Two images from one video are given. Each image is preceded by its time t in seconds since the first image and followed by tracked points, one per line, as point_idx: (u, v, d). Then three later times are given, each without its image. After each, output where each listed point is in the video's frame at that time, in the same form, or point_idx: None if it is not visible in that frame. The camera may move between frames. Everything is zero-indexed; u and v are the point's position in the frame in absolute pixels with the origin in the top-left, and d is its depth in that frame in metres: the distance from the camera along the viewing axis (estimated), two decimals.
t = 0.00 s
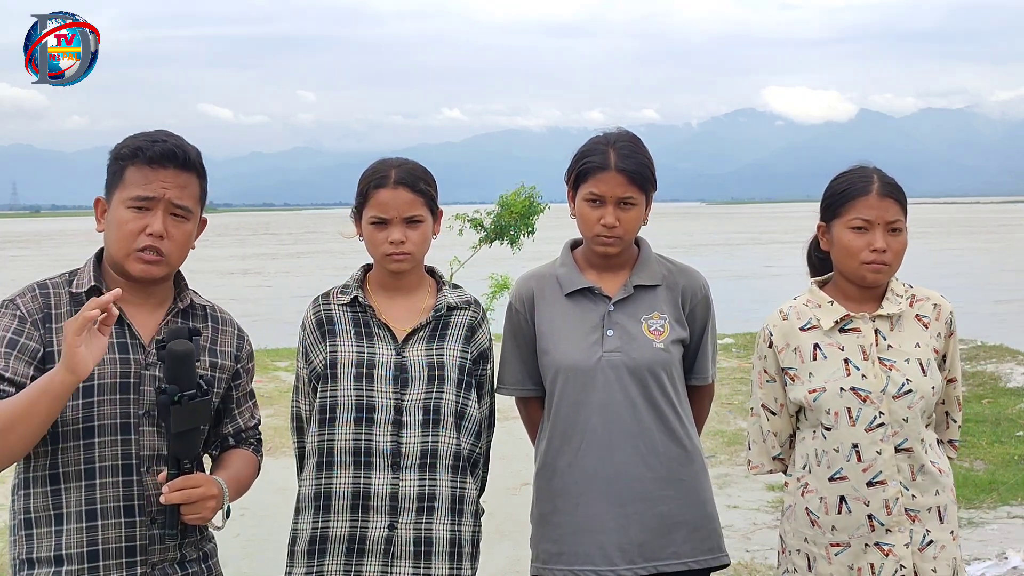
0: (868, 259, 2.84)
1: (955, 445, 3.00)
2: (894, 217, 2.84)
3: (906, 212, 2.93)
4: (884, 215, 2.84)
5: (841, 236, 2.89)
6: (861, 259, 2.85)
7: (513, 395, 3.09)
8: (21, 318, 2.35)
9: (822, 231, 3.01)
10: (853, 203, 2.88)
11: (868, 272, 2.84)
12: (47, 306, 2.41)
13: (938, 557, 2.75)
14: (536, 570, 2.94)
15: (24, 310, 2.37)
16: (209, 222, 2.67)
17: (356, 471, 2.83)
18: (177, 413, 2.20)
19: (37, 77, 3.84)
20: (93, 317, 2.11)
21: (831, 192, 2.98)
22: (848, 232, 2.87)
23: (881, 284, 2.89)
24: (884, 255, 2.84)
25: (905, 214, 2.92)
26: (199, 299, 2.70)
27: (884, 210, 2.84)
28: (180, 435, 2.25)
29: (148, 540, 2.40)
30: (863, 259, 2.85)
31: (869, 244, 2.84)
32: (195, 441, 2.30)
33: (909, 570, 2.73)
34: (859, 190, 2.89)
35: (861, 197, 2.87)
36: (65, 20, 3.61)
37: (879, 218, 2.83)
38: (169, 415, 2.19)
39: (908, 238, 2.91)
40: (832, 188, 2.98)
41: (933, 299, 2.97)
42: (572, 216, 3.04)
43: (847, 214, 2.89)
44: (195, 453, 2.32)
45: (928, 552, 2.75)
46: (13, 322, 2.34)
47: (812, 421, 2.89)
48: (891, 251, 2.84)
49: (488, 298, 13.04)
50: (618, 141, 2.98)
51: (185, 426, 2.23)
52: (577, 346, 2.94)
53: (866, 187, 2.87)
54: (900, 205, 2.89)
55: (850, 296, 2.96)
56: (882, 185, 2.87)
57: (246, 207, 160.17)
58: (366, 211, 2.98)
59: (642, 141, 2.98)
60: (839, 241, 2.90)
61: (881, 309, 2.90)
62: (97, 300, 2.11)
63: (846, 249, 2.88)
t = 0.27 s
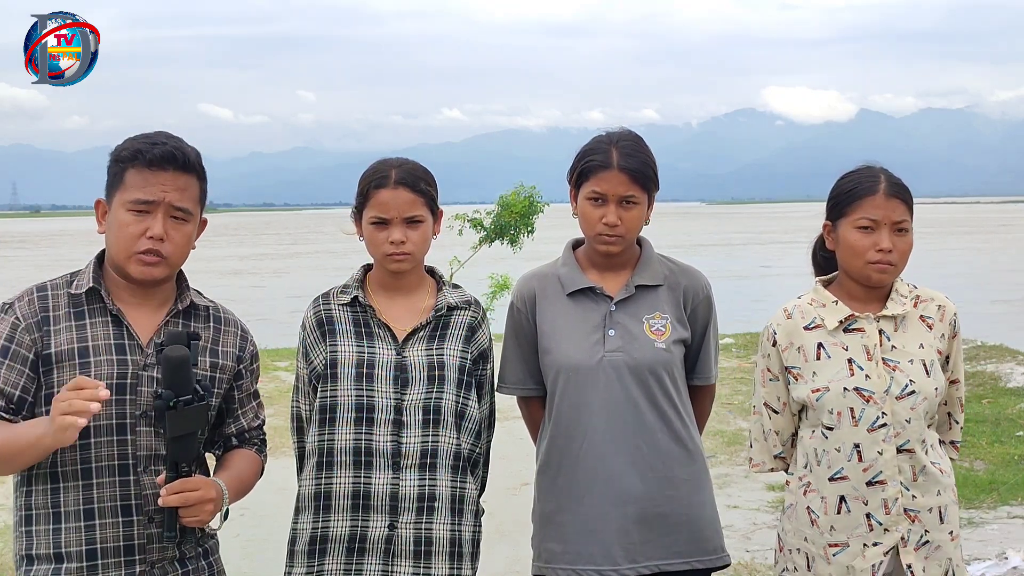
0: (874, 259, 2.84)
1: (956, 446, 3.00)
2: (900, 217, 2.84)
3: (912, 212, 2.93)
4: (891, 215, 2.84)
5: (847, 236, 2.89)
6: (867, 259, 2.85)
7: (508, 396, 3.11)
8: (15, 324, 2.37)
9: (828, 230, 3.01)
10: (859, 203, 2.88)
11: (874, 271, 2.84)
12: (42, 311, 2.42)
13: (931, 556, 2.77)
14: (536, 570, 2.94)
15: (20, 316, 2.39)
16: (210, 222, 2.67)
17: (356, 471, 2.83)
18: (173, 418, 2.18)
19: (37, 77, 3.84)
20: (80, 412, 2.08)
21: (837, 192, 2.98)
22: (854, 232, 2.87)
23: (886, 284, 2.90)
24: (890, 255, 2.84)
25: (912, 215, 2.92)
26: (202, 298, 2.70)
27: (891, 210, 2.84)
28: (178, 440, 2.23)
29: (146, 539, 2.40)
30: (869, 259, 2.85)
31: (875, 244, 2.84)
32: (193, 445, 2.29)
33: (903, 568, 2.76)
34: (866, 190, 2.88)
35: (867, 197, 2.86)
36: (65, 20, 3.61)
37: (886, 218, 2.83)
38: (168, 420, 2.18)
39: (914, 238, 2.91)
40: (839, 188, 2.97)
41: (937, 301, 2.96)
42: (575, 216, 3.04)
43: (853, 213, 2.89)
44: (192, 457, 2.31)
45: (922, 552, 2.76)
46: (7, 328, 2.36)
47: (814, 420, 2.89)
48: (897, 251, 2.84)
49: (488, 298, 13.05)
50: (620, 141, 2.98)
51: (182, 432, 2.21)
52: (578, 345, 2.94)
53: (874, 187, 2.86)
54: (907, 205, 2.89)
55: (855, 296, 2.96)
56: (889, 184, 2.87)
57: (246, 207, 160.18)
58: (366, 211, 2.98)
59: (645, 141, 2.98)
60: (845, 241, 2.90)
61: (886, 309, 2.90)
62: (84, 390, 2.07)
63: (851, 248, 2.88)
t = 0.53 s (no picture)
0: (878, 259, 2.83)
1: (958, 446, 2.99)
2: (905, 217, 2.83)
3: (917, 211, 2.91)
4: (895, 214, 2.83)
5: (852, 236, 2.88)
6: (871, 258, 2.84)
7: (508, 396, 3.11)
8: (18, 326, 2.36)
9: (833, 230, 2.99)
10: (863, 202, 2.86)
11: (878, 271, 2.83)
12: (44, 311, 2.40)
13: (932, 556, 2.76)
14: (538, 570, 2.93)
15: (21, 317, 2.38)
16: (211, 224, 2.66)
17: (356, 471, 2.82)
18: (174, 421, 2.16)
19: (37, 77, 3.83)
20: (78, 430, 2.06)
21: (842, 192, 2.97)
22: (859, 232, 2.86)
23: (891, 284, 2.88)
24: (895, 254, 2.82)
25: (916, 214, 2.91)
26: (203, 298, 2.68)
27: (896, 210, 2.82)
28: (180, 442, 2.22)
29: (152, 538, 2.39)
30: (873, 259, 2.83)
31: (880, 243, 2.83)
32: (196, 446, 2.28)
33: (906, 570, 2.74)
34: (871, 189, 2.87)
35: (871, 196, 2.85)
36: (65, 20, 3.60)
37: (890, 217, 2.82)
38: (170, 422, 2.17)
39: (919, 238, 2.89)
40: (844, 188, 2.96)
41: (941, 301, 2.95)
42: (576, 215, 3.02)
43: (857, 213, 2.88)
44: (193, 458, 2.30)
45: (923, 552, 2.75)
46: (9, 330, 2.35)
47: (817, 420, 2.88)
48: (902, 251, 2.83)
49: (487, 298, 13.03)
50: (622, 140, 2.96)
51: (183, 434, 2.20)
52: (580, 345, 2.93)
53: (878, 187, 2.85)
54: (912, 205, 2.87)
55: (859, 296, 2.94)
56: (893, 184, 2.85)
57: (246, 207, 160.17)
58: (366, 211, 2.96)
59: (647, 141, 2.97)
60: (850, 241, 2.89)
61: (890, 309, 2.88)
62: (84, 406, 2.06)
63: (856, 247, 2.87)
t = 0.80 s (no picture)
0: (879, 258, 2.82)
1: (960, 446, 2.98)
2: (906, 217, 2.82)
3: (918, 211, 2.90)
4: (896, 214, 2.82)
5: (853, 236, 2.87)
6: (872, 258, 2.83)
7: (513, 395, 3.11)
8: (20, 326, 2.34)
9: (833, 230, 2.99)
10: (864, 202, 2.85)
11: (879, 271, 2.82)
12: (47, 311, 2.39)
13: (933, 556, 2.75)
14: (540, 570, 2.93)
15: (23, 318, 2.35)
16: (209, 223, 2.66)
17: (356, 470, 2.81)
18: (186, 418, 2.17)
19: (37, 77, 3.82)
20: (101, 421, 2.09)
21: (843, 192, 2.95)
22: (860, 231, 2.85)
23: (892, 284, 2.87)
24: (895, 254, 2.81)
25: (917, 214, 2.90)
26: (200, 296, 2.67)
27: (896, 210, 2.81)
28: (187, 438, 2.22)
29: (158, 538, 2.39)
30: (874, 259, 2.83)
31: (881, 243, 2.82)
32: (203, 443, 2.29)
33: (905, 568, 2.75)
34: (873, 188, 2.86)
35: (872, 196, 2.84)
36: (65, 20, 3.60)
37: (891, 217, 2.81)
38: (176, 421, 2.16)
39: (920, 237, 2.89)
40: (844, 188, 2.95)
41: (942, 301, 2.94)
42: (578, 215, 3.02)
43: (858, 213, 2.87)
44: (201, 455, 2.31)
45: (924, 551, 2.74)
46: (10, 331, 2.32)
47: (819, 420, 2.87)
48: (902, 250, 2.82)
49: (487, 298, 13.03)
50: (624, 141, 2.95)
51: (192, 429, 2.20)
52: (582, 345, 2.92)
53: (878, 187, 2.84)
54: (913, 204, 2.86)
55: (860, 296, 2.94)
56: (894, 184, 2.84)
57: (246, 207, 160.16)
58: (365, 210, 2.95)
59: (649, 141, 2.96)
60: (850, 240, 2.88)
61: (891, 309, 2.87)
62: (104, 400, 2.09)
63: (857, 247, 2.86)
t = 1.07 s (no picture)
0: (879, 259, 2.82)
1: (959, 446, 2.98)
2: (906, 217, 2.82)
3: (918, 211, 2.90)
4: (896, 214, 2.81)
5: (853, 236, 2.87)
6: (872, 259, 2.83)
7: (516, 395, 3.11)
8: (23, 326, 2.32)
9: (833, 230, 2.98)
10: (864, 202, 2.85)
11: (878, 271, 2.82)
12: (50, 311, 2.37)
13: (932, 556, 2.74)
14: (542, 570, 2.93)
15: (25, 318, 2.34)
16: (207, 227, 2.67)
17: (356, 470, 2.81)
18: (200, 416, 2.17)
19: (37, 77, 3.82)
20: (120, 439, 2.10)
21: (843, 192, 2.95)
22: (859, 232, 2.85)
23: (891, 284, 2.87)
24: (895, 254, 2.81)
25: (917, 214, 2.89)
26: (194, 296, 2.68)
27: (896, 210, 2.81)
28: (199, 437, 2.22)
29: (164, 536, 2.39)
30: (873, 259, 2.82)
31: (880, 243, 2.82)
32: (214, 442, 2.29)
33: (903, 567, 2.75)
34: (873, 189, 2.85)
35: (872, 196, 2.84)
36: (65, 20, 3.60)
37: (891, 217, 2.80)
38: (191, 420, 2.16)
39: (920, 237, 2.88)
40: (844, 188, 2.95)
41: (942, 301, 2.93)
42: (582, 215, 3.02)
43: (858, 213, 2.86)
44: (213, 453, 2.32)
45: (923, 551, 2.74)
46: (13, 331, 2.30)
47: (818, 419, 2.87)
48: (902, 251, 2.82)
49: (487, 297, 13.03)
50: (627, 141, 2.95)
51: (207, 429, 2.20)
52: (585, 344, 2.92)
53: (878, 187, 2.83)
54: (912, 205, 2.86)
55: (859, 296, 2.93)
56: (895, 184, 2.84)
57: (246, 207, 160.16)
58: (364, 211, 2.95)
59: (651, 141, 2.96)
60: (850, 241, 2.88)
61: (890, 309, 2.87)
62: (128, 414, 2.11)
63: (857, 247, 2.86)
